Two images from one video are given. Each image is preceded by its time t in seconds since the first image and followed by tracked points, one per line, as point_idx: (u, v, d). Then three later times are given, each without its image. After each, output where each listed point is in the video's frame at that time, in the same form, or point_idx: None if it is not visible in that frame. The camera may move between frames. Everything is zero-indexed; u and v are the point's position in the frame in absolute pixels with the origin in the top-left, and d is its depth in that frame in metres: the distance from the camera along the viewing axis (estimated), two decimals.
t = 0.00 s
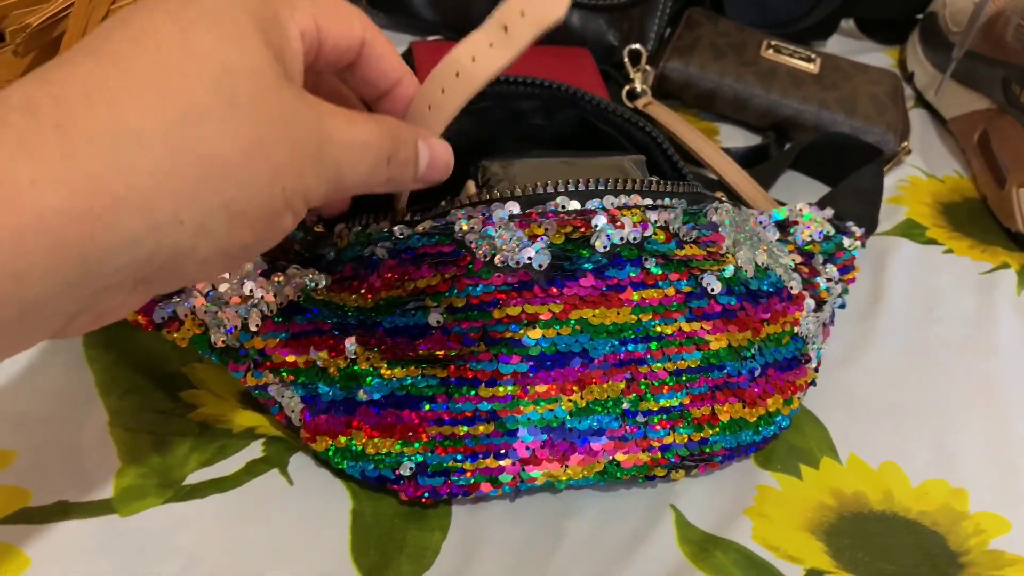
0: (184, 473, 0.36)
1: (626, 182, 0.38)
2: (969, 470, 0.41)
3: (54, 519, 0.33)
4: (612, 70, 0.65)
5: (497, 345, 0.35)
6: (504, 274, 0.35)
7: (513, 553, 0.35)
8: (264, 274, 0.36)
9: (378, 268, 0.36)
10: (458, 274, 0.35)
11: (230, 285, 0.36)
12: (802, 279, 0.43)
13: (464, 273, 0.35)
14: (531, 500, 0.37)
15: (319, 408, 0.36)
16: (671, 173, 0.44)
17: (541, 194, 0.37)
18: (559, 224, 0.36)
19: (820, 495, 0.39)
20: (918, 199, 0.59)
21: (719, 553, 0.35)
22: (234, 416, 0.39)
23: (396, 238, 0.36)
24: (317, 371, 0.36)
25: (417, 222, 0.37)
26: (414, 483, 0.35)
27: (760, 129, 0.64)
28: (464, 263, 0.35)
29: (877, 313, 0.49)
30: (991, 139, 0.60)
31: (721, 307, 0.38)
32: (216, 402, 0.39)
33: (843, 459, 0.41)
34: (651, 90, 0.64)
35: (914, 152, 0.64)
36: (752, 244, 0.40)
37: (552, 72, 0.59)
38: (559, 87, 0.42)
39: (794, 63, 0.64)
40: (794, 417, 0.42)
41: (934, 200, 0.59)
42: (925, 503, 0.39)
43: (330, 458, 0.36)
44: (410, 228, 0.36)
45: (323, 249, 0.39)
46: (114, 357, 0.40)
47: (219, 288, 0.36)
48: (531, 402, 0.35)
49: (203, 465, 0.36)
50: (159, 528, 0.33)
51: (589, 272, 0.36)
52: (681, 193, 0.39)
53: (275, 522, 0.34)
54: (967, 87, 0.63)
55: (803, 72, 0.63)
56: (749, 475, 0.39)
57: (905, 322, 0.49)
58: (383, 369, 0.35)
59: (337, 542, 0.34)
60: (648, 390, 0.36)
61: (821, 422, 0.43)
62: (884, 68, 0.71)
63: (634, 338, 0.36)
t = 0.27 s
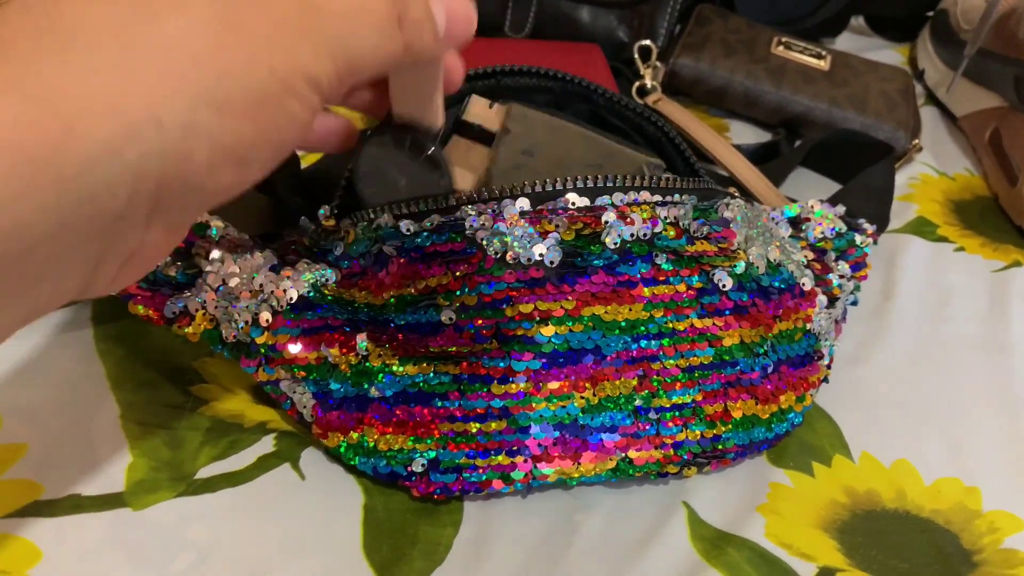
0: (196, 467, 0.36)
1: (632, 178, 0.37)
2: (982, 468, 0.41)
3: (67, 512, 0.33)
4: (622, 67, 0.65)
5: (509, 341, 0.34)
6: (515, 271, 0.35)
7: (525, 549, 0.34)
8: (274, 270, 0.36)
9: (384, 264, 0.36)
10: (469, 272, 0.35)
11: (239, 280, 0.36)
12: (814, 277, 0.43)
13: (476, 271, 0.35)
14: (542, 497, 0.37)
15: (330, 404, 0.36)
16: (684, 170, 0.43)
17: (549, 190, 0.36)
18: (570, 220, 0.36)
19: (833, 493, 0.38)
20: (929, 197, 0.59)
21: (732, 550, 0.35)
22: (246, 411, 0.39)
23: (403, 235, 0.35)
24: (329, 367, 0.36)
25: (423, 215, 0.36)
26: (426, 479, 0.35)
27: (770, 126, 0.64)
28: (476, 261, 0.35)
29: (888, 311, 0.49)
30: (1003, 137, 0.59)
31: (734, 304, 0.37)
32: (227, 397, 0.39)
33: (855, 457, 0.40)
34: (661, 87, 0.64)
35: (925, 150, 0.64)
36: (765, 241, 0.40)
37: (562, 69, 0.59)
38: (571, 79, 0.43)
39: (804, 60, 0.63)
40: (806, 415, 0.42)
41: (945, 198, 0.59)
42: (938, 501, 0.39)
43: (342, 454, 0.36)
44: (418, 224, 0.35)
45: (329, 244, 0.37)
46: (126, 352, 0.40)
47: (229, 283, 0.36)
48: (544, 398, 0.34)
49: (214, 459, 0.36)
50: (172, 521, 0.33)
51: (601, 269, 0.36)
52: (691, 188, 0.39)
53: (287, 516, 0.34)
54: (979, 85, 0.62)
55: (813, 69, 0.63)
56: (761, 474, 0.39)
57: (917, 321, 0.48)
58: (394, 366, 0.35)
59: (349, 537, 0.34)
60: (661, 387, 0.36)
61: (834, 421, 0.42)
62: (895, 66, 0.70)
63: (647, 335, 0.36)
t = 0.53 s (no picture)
0: (204, 462, 0.36)
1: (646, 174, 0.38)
2: (992, 465, 0.41)
3: (77, 507, 0.33)
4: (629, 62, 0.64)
5: (518, 336, 0.34)
6: (524, 266, 0.35)
7: (534, 545, 0.34)
8: (283, 265, 0.36)
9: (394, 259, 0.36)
10: (479, 266, 0.35)
11: (248, 275, 0.36)
12: (824, 273, 0.42)
13: (485, 265, 0.35)
14: (551, 492, 0.37)
15: (339, 400, 0.36)
16: (693, 165, 0.43)
17: (560, 185, 0.37)
18: (580, 215, 0.36)
19: (842, 489, 0.38)
20: (938, 194, 0.59)
21: (741, 547, 0.35)
22: (254, 405, 0.38)
23: (413, 231, 0.36)
24: (338, 363, 0.35)
25: (433, 210, 0.37)
26: (435, 474, 0.35)
27: (778, 122, 0.64)
28: (485, 255, 0.35)
29: (897, 308, 0.49)
30: (1012, 133, 0.59)
31: (744, 299, 0.37)
32: (235, 391, 0.39)
33: (864, 454, 0.40)
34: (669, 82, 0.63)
35: (933, 146, 0.64)
36: (775, 237, 0.40)
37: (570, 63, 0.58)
38: (584, 79, 0.42)
39: (812, 56, 0.63)
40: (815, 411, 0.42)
41: (954, 195, 0.59)
42: (948, 498, 0.39)
43: (351, 448, 0.36)
44: (428, 220, 0.36)
45: (338, 241, 0.38)
46: (134, 346, 0.40)
47: (236, 278, 0.36)
48: (553, 394, 0.34)
49: (223, 454, 0.36)
50: (181, 516, 0.33)
51: (611, 264, 0.36)
52: (700, 184, 0.40)
53: (297, 511, 0.34)
54: (988, 81, 0.62)
55: (821, 65, 0.63)
56: (770, 471, 0.39)
57: (926, 317, 0.48)
58: (402, 361, 0.35)
59: (358, 532, 0.34)
60: (671, 383, 0.36)
61: (842, 417, 0.42)
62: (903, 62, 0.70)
63: (657, 331, 0.35)
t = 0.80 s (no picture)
0: (210, 456, 0.36)
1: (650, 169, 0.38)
2: (998, 462, 0.40)
3: (83, 501, 0.33)
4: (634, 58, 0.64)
5: (523, 332, 0.35)
6: (530, 262, 0.35)
7: (538, 540, 0.34)
8: (289, 259, 0.36)
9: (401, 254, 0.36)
10: (484, 262, 0.35)
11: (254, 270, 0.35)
12: (830, 269, 0.42)
13: (490, 261, 0.35)
14: (556, 487, 0.37)
15: (345, 394, 0.36)
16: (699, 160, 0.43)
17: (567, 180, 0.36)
18: (585, 211, 0.36)
19: (847, 485, 0.38)
20: (944, 190, 0.58)
21: (746, 542, 0.35)
22: (260, 400, 0.39)
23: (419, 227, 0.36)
24: (343, 357, 0.35)
25: (438, 206, 0.36)
26: (440, 470, 0.35)
27: (783, 118, 0.64)
28: (491, 251, 0.35)
29: (903, 304, 0.49)
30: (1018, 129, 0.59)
31: (749, 295, 0.37)
32: (241, 386, 0.39)
33: (870, 450, 0.40)
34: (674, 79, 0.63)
35: (939, 143, 0.64)
36: (780, 233, 0.40)
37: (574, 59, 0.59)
38: (590, 75, 0.41)
39: (818, 52, 0.63)
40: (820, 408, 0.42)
41: (960, 191, 0.59)
42: (954, 494, 0.38)
43: (356, 444, 0.36)
44: (433, 218, 0.36)
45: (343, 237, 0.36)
46: (141, 341, 0.40)
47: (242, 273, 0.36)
48: (558, 389, 0.34)
49: (229, 449, 0.36)
50: (187, 511, 0.33)
51: (617, 260, 0.36)
52: (707, 179, 0.39)
53: (302, 506, 0.34)
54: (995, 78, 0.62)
55: (827, 61, 0.63)
56: (775, 466, 0.39)
57: (932, 314, 0.48)
58: (408, 356, 0.35)
59: (364, 527, 0.34)
60: (676, 378, 0.36)
61: (848, 413, 0.42)
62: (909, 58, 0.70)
63: (662, 326, 0.35)
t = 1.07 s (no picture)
0: (210, 449, 0.35)
1: (655, 159, 0.37)
2: (1006, 456, 0.40)
3: (81, 494, 0.33)
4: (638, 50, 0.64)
5: (526, 323, 0.34)
6: (532, 252, 0.35)
7: (541, 535, 0.34)
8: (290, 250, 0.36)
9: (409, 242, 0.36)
10: (487, 253, 0.35)
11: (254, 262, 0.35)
12: (836, 262, 0.42)
13: (493, 252, 0.35)
14: (559, 481, 0.37)
15: (346, 387, 0.35)
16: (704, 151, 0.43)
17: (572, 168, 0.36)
18: (589, 201, 0.35)
19: (854, 480, 0.38)
20: (950, 183, 0.58)
21: (751, 537, 0.35)
22: (260, 393, 0.38)
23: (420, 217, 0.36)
24: (344, 350, 0.35)
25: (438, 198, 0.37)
26: (442, 463, 0.34)
27: (788, 111, 0.63)
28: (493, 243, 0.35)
29: (909, 297, 0.48)
30: None
31: (755, 287, 0.37)
32: (241, 379, 0.39)
33: (876, 444, 0.40)
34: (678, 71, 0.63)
35: (946, 136, 0.63)
36: (786, 224, 0.39)
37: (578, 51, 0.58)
38: (593, 65, 0.41)
39: (823, 44, 0.63)
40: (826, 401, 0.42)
41: (966, 184, 0.58)
42: (961, 489, 0.38)
43: (358, 436, 0.35)
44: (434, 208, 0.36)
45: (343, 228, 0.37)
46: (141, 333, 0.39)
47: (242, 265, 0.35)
48: (561, 381, 0.34)
49: (229, 442, 0.36)
50: (187, 504, 0.33)
51: (622, 251, 0.35)
52: (715, 169, 0.39)
53: (302, 499, 0.34)
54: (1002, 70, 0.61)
55: (832, 53, 0.62)
56: (780, 460, 0.39)
57: (938, 308, 0.48)
58: (410, 348, 0.35)
59: (365, 521, 0.34)
60: (681, 371, 0.35)
61: (854, 406, 0.42)
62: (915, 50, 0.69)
63: (667, 318, 0.35)
